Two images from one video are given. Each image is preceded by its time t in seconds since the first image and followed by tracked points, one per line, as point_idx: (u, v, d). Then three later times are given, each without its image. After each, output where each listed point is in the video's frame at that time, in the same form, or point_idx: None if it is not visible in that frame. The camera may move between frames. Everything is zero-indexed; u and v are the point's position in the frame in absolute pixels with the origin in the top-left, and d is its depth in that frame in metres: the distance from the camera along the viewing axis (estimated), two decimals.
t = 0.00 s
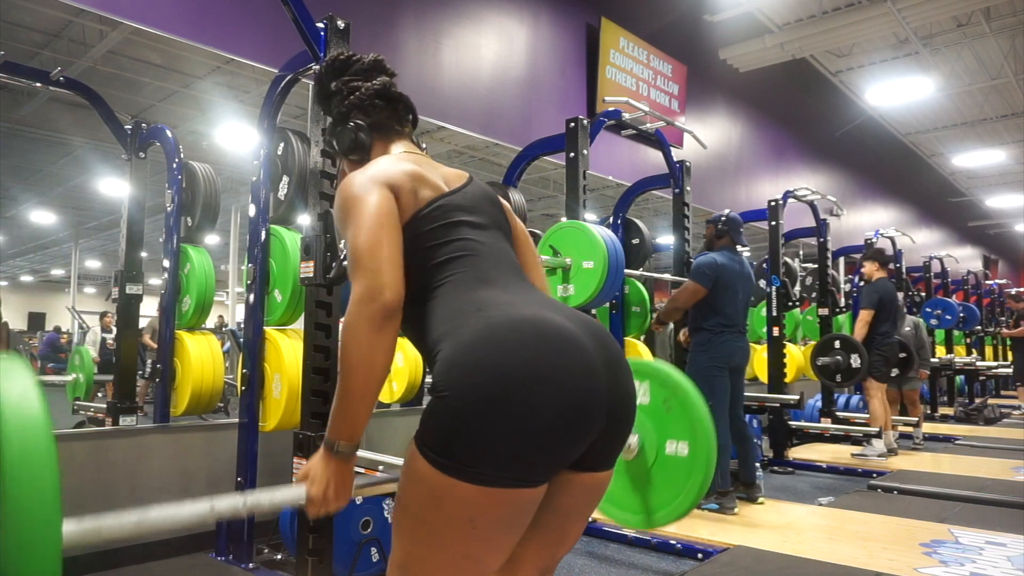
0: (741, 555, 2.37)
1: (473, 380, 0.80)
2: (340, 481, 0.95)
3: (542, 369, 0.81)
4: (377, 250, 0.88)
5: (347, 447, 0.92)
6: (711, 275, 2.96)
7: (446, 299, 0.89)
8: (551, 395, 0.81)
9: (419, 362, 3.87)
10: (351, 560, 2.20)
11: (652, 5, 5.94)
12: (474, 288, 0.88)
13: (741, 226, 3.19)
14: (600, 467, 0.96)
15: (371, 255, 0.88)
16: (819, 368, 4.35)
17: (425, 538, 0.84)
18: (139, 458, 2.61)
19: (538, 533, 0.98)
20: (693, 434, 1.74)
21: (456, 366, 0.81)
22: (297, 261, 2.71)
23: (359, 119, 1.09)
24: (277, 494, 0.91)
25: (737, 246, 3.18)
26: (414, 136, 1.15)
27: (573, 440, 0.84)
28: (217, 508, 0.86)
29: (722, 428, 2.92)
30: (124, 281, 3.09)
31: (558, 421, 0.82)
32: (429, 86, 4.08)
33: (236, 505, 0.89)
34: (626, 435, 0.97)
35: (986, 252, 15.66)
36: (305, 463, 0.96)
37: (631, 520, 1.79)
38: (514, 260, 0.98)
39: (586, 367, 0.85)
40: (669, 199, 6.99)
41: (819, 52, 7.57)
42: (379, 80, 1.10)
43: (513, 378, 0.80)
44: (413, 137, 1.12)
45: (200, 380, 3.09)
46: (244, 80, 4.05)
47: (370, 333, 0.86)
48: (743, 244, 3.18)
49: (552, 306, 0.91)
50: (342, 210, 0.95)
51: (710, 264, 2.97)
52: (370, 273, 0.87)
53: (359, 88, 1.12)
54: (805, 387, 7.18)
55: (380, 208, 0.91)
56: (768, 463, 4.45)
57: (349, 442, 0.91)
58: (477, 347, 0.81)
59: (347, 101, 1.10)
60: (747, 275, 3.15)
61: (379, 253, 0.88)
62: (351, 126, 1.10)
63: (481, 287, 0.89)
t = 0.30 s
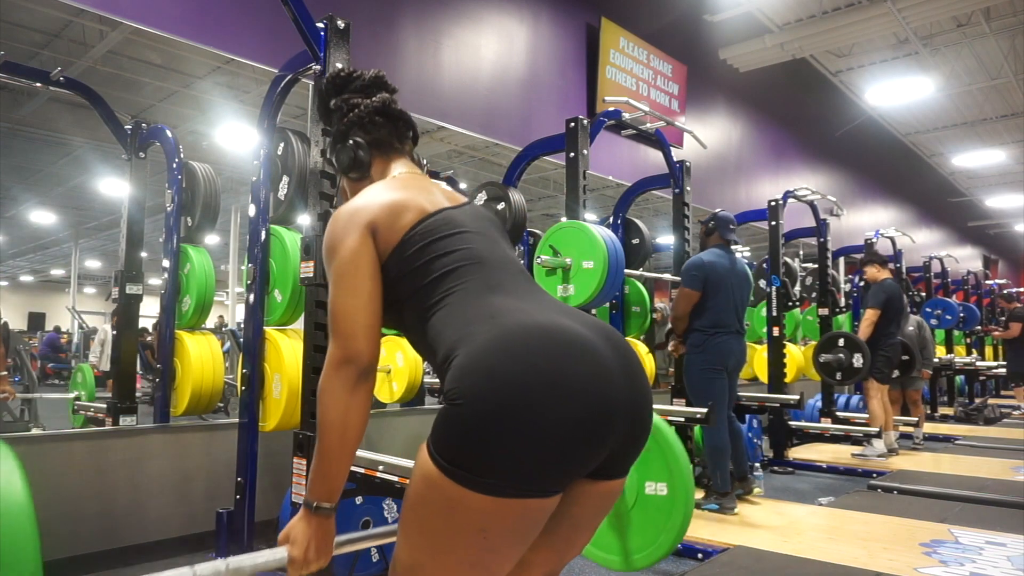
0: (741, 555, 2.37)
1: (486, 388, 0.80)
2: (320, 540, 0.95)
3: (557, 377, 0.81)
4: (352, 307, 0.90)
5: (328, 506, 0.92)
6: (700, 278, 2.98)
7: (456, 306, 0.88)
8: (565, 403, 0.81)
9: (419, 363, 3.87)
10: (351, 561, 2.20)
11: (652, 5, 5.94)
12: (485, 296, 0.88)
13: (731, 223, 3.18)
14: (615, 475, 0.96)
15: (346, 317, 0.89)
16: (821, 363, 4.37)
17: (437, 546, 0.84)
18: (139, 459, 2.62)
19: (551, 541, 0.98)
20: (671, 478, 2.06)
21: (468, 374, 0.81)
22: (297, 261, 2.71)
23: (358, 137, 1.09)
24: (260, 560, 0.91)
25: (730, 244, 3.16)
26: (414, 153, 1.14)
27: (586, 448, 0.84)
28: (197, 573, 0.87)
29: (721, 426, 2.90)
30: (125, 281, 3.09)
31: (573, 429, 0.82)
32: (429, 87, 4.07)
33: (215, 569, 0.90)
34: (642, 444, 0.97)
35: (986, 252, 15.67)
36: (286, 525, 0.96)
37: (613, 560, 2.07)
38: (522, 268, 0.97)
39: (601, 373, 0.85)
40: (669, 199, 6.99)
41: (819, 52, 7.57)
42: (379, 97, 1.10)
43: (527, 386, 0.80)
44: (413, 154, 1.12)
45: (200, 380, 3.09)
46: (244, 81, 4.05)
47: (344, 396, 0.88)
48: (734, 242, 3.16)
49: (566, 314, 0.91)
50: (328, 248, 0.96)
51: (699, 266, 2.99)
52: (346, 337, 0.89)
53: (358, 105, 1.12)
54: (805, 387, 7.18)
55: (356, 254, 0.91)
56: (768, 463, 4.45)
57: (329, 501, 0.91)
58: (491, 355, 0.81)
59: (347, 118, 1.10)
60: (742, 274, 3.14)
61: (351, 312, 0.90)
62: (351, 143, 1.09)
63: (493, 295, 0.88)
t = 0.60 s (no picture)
0: (741, 555, 2.37)
1: (494, 392, 0.80)
2: (306, 557, 0.94)
3: (565, 381, 0.81)
4: (343, 326, 0.90)
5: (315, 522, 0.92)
6: (684, 280, 3.06)
7: (461, 311, 0.87)
8: (574, 408, 0.81)
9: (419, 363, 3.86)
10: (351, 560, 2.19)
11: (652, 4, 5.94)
12: (493, 302, 0.87)
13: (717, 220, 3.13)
14: (622, 481, 0.95)
15: (336, 334, 0.90)
16: (822, 361, 4.37)
17: (442, 550, 0.84)
18: (139, 459, 2.62)
19: (557, 545, 0.98)
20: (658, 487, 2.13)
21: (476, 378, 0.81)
22: (297, 261, 2.71)
23: (360, 148, 1.09)
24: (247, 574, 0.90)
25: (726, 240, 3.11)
26: (415, 164, 1.14)
27: (594, 453, 0.83)
28: None
29: (721, 425, 2.90)
30: (125, 281, 3.09)
31: (581, 433, 0.81)
32: (429, 87, 4.07)
33: None
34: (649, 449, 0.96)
35: (986, 252, 15.68)
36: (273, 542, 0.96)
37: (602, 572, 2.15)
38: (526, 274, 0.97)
39: (611, 377, 0.85)
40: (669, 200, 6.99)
41: (819, 52, 7.57)
42: (380, 108, 1.10)
43: (534, 390, 0.80)
44: (413, 166, 1.12)
45: (200, 380, 3.09)
46: (244, 80, 4.05)
47: (332, 412, 0.89)
48: (722, 236, 3.08)
49: (572, 317, 0.91)
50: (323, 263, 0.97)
51: (684, 269, 3.08)
52: (336, 355, 0.90)
53: (360, 115, 1.12)
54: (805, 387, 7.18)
55: (349, 271, 0.91)
56: (768, 463, 4.45)
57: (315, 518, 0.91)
58: (498, 359, 0.81)
59: (348, 129, 1.10)
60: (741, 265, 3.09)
61: (344, 329, 0.90)
62: (352, 154, 1.09)
63: (500, 300, 0.88)
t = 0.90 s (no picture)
0: (741, 555, 2.37)
1: (479, 378, 0.80)
2: (324, 495, 0.94)
3: (550, 370, 0.81)
4: (359, 271, 0.88)
5: (333, 460, 0.91)
6: (681, 283, 3.09)
7: (452, 296, 0.88)
8: (558, 396, 0.81)
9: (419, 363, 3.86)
10: (351, 561, 2.19)
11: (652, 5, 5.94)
12: (482, 288, 0.88)
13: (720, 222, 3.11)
14: (603, 469, 0.95)
15: (353, 280, 0.88)
16: (822, 361, 4.37)
17: (429, 539, 0.84)
18: (138, 459, 2.61)
19: (540, 534, 0.98)
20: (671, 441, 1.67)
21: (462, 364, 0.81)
22: (297, 262, 2.71)
23: (363, 114, 1.09)
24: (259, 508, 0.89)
25: (729, 241, 3.09)
26: (418, 133, 1.14)
27: (578, 440, 0.84)
28: (198, 522, 0.87)
29: (721, 425, 2.90)
30: (124, 282, 3.09)
31: (565, 421, 0.82)
32: (429, 87, 4.08)
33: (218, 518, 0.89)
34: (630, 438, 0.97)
35: (986, 252, 15.67)
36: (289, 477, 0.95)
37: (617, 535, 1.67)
38: (519, 257, 0.97)
39: (594, 367, 0.85)
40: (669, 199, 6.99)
41: (819, 52, 7.57)
42: (385, 75, 1.10)
43: (519, 377, 0.80)
44: (417, 135, 1.12)
45: (200, 380, 3.09)
46: (244, 80, 4.05)
47: (349, 354, 0.86)
48: (726, 237, 3.06)
49: (557, 307, 0.91)
50: (331, 219, 0.95)
51: (682, 272, 3.09)
52: (353, 296, 0.87)
53: (366, 81, 1.12)
54: (805, 387, 7.18)
55: (365, 223, 0.90)
56: (768, 463, 4.45)
57: (335, 454, 0.90)
58: (483, 347, 0.81)
59: (352, 95, 1.10)
60: (745, 266, 3.02)
61: (362, 273, 0.88)
62: (355, 119, 1.09)
63: (488, 287, 0.88)
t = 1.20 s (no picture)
0: (741, 555, 2.37)
1: (471, 370, 0.80)
2: (363, 384, 0.91)
3: (540, 364, 0.82)
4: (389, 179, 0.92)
5: (370, 346, 0.90)
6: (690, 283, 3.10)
7: (443, 292, 0.88)
8: (548, 390, 0.82)
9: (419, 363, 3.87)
10: (351, 561, 2.17)
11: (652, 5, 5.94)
12: (471, 283, 0.88)
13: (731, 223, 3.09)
14: (591, 460, 0.96)
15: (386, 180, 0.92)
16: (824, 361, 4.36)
17: (423, 534, 0.84)
18: (138, 458, 2.61)
19: (532, 530, 0.98)
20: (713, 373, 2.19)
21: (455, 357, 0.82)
22: (297, 262, 2.71)
23: (350, 117, 1.09)
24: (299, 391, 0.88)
25: (741, 242, 3.09)
26: (405, 135, 1.15)
27: (567, 435, 0.85)
28: (236, 398, 0.90)
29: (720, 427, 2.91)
30: (125, 282, 3.09)
31: (555, 415, 0.82)
32: (429, 87, 4.08)
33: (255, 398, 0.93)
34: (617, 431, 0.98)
35: (986, 251, 15.69)
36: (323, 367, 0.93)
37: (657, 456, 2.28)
38: (507, 256, 0.97)
39: (582, 362, 0.86)
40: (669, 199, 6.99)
41: (819, 52, 7.57)
42: (369, 78, 1.11)
43: (510, 370, 0.80)
44: (404, 135, 1.13)
45: (200, 381, 3.09)
46: (244, 81, 4.06)
47: (384, 232, 0.87)
48: (739, 238, 3.05)
49: (545, 303, 0.90)
50: (347, 172, 0.99)
51: (691, 272, 3.11)
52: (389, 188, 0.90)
53: (351, 84, 1.12)
54: (805, 387, 7.19)
55: (391, 159, 0.96)
56: (768, 463, 4.45)
57: (372, 340, 0.89)
58: (474, 340, 0.81)
59: (337, 99, 1.11)
60: (755, 264, 3.02)
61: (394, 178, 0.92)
62: (342, 123, 1.10)
63: (477, 282, 0.88)
